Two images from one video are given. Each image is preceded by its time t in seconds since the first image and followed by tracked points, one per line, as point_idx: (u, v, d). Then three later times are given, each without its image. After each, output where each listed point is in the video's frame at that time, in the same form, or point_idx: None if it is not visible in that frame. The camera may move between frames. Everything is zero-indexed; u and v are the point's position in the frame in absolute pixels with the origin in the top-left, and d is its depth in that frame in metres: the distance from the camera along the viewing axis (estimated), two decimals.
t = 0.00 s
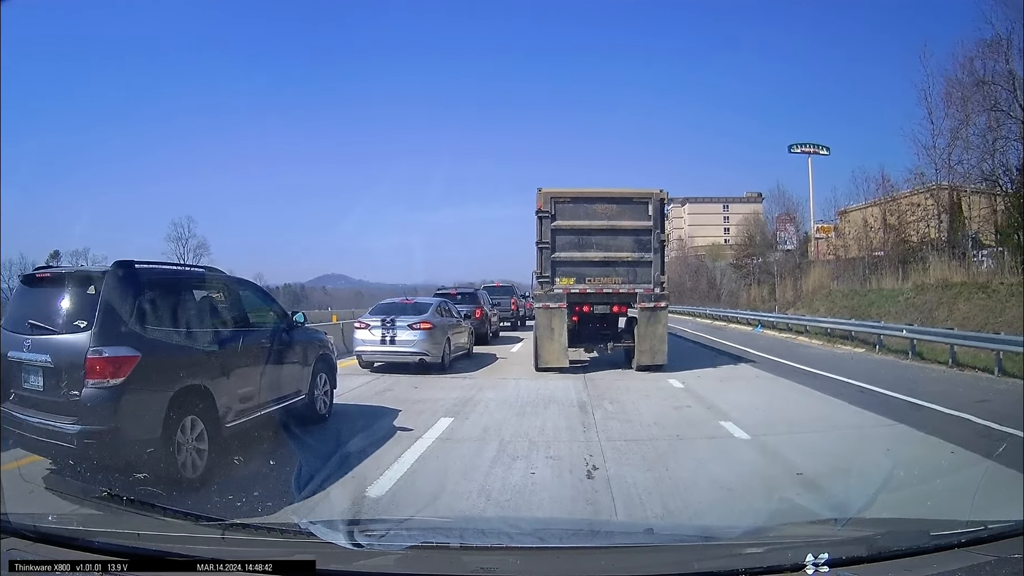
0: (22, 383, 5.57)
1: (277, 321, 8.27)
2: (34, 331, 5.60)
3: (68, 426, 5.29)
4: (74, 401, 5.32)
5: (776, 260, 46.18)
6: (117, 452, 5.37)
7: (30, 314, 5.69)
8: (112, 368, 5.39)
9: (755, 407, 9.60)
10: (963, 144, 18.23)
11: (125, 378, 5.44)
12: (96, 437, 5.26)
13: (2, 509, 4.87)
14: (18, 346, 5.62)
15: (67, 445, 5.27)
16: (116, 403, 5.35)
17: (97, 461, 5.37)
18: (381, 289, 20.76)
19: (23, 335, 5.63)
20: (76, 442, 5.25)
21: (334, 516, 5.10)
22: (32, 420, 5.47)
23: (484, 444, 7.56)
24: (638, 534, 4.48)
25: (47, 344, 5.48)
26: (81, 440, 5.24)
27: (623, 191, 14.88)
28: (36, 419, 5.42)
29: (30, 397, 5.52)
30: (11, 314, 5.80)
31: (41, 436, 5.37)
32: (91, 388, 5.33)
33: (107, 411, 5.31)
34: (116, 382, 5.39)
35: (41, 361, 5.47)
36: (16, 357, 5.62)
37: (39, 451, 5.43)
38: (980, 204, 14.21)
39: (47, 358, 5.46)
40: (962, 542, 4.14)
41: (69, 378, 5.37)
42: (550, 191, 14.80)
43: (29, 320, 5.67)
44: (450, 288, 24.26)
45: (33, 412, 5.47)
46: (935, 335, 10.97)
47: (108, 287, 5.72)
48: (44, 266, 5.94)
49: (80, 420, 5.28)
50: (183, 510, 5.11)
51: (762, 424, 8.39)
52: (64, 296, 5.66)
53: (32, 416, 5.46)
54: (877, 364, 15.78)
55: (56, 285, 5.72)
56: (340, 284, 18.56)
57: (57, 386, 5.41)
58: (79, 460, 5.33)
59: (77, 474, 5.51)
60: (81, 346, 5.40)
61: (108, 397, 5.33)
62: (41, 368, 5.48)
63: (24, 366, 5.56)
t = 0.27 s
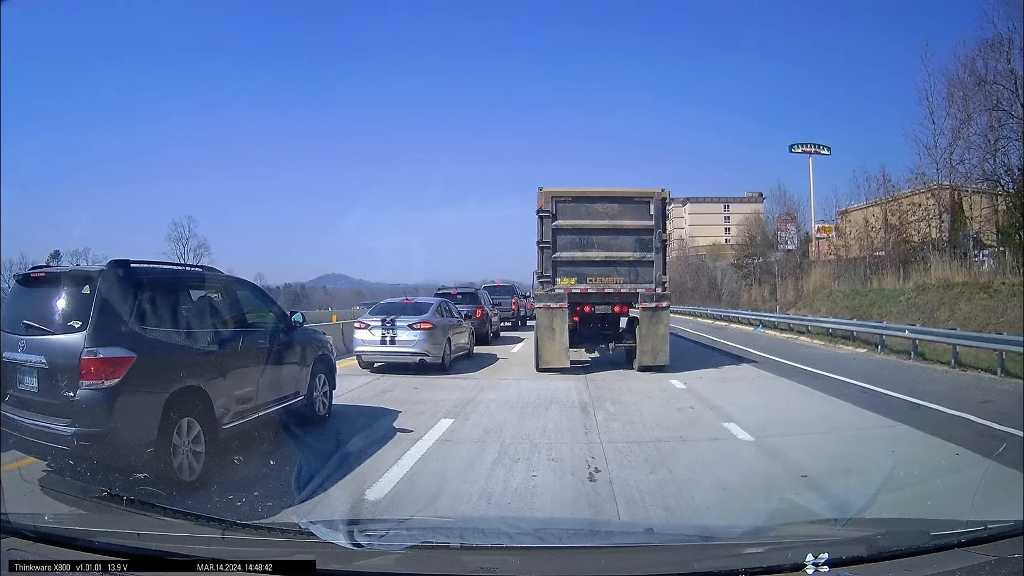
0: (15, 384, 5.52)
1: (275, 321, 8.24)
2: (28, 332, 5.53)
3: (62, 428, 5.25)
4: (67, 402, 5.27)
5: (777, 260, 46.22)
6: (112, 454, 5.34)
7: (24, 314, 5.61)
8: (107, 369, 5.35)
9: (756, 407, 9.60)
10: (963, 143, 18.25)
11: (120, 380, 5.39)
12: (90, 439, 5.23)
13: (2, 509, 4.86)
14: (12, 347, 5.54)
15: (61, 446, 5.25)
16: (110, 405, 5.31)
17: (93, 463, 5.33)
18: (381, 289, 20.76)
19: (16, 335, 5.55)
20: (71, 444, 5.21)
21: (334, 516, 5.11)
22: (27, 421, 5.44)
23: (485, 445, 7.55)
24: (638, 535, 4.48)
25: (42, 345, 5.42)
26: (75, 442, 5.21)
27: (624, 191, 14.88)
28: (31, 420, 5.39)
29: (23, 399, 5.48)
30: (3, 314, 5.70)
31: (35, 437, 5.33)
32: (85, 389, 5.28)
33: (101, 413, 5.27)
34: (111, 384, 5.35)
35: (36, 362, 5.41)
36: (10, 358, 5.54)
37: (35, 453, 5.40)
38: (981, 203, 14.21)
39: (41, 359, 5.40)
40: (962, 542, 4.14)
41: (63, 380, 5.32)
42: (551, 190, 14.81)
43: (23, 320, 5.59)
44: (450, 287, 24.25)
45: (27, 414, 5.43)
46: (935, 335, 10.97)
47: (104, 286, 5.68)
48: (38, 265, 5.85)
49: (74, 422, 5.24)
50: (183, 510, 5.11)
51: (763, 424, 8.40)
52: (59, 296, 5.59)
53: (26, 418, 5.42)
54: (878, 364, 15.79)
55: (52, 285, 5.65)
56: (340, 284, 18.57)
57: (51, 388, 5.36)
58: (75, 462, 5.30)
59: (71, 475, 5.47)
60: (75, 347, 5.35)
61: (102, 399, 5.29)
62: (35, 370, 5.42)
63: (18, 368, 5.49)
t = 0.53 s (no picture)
0: (11, 385, 5.50)
1: (274, 321, 8.23)
2: (24, 332, 5.51)
3: (58, 430, 5.23)
4: (63, 403, 5.25)
5: (778, 260, 46.20)
6: (109, 455, 5.31)
7: (20, 314, 5.60)
8: (103, 370, 5.32)
9: (757, 408, 9.60)
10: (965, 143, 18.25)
11: (116, 380, 5.38)
12: (87, 440, 5.20)
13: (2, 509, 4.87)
14: (8, 347, 5.53)
15: (57, 448, 5.22)
16: (105, 407, 5.28)
17: (89, 465, 5.30)
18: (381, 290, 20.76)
19: (12, 335, 5.54)
20: (66, 446, 5.19)
21: (334, 516, 5.11)
22: (23, 422, 5.41)
23: (485, 446, 7.54)
24: (638, 535, 4.48)
25: (38, 345, 5.40)
26: (71, 444, 5.19)
27: (626, 190, 14.88)
28: (27, 422, 5.36)
29: (19, 400, 5.46)
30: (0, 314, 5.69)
31: (31, 439, 5.31)
32: (81, 390, 5.25)
33: (97, 415, 5.24)
34: (107, 384, 5.33)
35: (32, 363, 5.39)
36: (6, 359, 5.53)
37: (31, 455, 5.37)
38: (983, 203, 14.20)
39: (37, 360, 5.38)
40: (962, 542, 4.14)
41: (59, 381, 5.30)
42: (552, 190, 14.81)
43: (19, 320, 5.58)
44: (451, 287, 24.24)
45: (23, 415, 5.41)
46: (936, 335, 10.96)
47: (100, 287, 5.65)
48: (34, 265, 5.84)
49: (70, 424, 5.21)
50: (183, 510, 5.11)
51: (764, 424, 8.40)
52: (57, 296, 5.58)
53: (22, 419, 5.40)
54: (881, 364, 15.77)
55: (50, 285, 5.65)
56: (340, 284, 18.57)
57: (47, 389, 5.35)
58: (71, 464, 5.27)
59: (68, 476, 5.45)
60: (71, 347, 5.33)
61: (97, 400, 5.26)
62: (32, 371, 5.40)
63: (14, 369, 5.48)
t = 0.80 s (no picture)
0: (7, 386, 5.49)
1: (273, 321, 8.22)
2: (20, 333, 5.51)
3: (54, 431, 5.21)
4: (59, 404, 5.22)
5: (779, 259, 46.20)
6: (105, 457, 5.29)
7: (17, 314, 5.59)
8: (99, 372, 5.29)
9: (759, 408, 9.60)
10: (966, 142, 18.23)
11: (113, 381, 5.36)
12: (83, 442, 5.18)
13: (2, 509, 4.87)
14: (5, 348, 5.53)
15: (52, 450, 5.20)
16: (102, 408, 5.26)
17: (85, 467, 5.27)
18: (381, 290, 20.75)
19: (8, 335, 5.54)
20: (62, 448, 5.17)
21: (334, 516, 5.11)
22: (21, 424, 5.40)
23: (486, 447, 7.54)
24: (638, 535, 4.47)
25: (33, 345, 5.39)
26: (67, 446, 5.17)
27: (627, 189, 14.87)
28: (24, 423, 5.35)
29: (16, 402, 5.44)
30: None
31: (28, 440, 5.30)
32: (77, 391, 5.23)
33: (92, 417, 5.21)
34: (103, 385, 5.30)
35: (28, 364, 5.38)
36: (3, 360, 5.52)
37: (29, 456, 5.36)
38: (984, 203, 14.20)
39: (32, 360, 5.37)
40: (963, 542, 4.13)
41: (55, 381, 5.28)
42: (554, 189, 14.79)
43: (16, 320, 5.57)
44: (451, 287, 24.23)
45: (20, 416, 5.40)
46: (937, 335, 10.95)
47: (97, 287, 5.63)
48: (30, 265, 5.82)
49: (66, 425, 5.19)
50: (184, 510, 5.12)
51: (765, 425, 8.39)
52: (53, 296, 5.56)
53: (20, 420, 5.38)
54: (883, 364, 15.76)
55: (46, 284, 5.63)
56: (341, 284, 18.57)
57: (43, 389, 5.33)
58: (66, 466, 5.25)
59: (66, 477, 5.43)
60: (67, 348, 5.31)
61: (94, 401, 5.24)
62: (28, 371, 5.39)
63: (9, 369, 5.47)
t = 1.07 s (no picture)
0: (5, 387, 5.49)
1: (272, 321, 8.21)
2: (18, 333, 5.51)
3: (50, 432, 5.20)
4: (56, 405, 5.21)
5: (779, 259, 46.19)
6: (103, 459, 5.27)
7: (14, 314, 5.59)
8: (96, 373, 5.28)
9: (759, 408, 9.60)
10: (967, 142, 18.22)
11: (110, 381, 5.35)
12: (81, 443, 5.18)
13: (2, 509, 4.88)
14: (3, 348, 5.53)
15: (50, 451, 5.20)
16: (99, 409, 5.25)
17: (82, 468, 5.26)
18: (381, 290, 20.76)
19: (6, 335, 5.54)
20: (59, 449, 5.16)
21: (334, 516, 5.11)
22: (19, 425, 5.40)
23: (485, 447, 7.55)
24: (638, 535, 4.47)
25: (31, 346, 5.39)
26: (65, 447, 5.17)
27: (628, 189, 14.86)
28: (22, 424, 5.35)
29: (14, 402, 5.44)
30: None
31: (26, 441, 5.30)
32: (74, 392, 5.22)
33: (89, 417, 5.20)
34: (100, 386, 5.30)
35: (25, 365, 5.38)
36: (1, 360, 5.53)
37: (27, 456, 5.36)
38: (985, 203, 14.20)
39: (30, 361, 5.36)
40: (962, 543, 4.13)
41: (53, 382, 5.28)
42: (554, 189, 14.79)
43: (14, 320, 5.57)
44: (451, 287, 24.24)
45: (18, 417, 5.40)
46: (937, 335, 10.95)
47: (95, 287, 5.62)
48: (28, 265, 5.81)
49: (63, 426, 5.18)
50: (183, 510, 5.12)
51: (765, 425, 8.39)
52: (51, 296, 5.56)
53: (18, 421, 5.38)
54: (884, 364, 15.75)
55: (44, 284, 5.62)
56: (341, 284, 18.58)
57: (41, 390, 5.32)
58: (63, 467, 5.24)
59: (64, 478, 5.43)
60: (64, 348, 5.30)
61: (92, 402, 5.23)
62: (25, 372, 5.39)
63: (7, 370, 5.47)
